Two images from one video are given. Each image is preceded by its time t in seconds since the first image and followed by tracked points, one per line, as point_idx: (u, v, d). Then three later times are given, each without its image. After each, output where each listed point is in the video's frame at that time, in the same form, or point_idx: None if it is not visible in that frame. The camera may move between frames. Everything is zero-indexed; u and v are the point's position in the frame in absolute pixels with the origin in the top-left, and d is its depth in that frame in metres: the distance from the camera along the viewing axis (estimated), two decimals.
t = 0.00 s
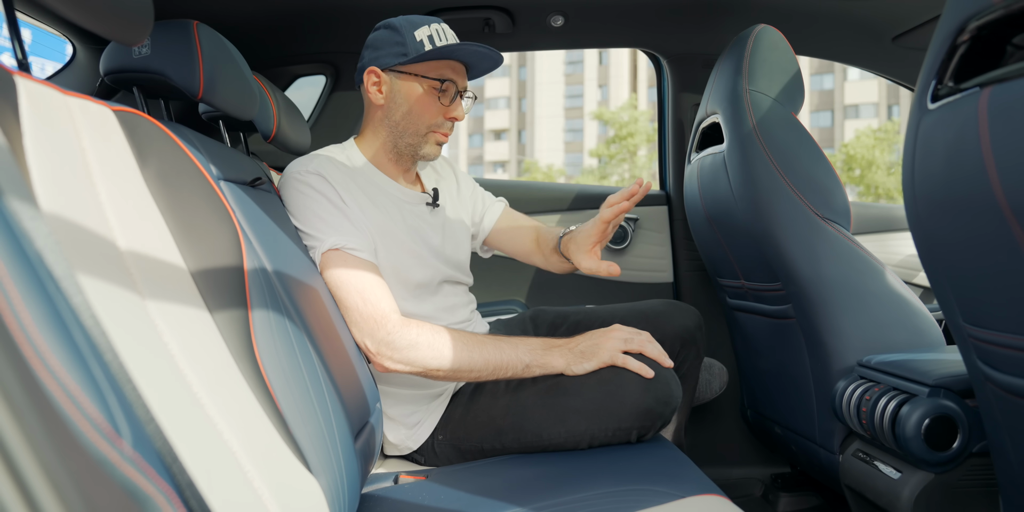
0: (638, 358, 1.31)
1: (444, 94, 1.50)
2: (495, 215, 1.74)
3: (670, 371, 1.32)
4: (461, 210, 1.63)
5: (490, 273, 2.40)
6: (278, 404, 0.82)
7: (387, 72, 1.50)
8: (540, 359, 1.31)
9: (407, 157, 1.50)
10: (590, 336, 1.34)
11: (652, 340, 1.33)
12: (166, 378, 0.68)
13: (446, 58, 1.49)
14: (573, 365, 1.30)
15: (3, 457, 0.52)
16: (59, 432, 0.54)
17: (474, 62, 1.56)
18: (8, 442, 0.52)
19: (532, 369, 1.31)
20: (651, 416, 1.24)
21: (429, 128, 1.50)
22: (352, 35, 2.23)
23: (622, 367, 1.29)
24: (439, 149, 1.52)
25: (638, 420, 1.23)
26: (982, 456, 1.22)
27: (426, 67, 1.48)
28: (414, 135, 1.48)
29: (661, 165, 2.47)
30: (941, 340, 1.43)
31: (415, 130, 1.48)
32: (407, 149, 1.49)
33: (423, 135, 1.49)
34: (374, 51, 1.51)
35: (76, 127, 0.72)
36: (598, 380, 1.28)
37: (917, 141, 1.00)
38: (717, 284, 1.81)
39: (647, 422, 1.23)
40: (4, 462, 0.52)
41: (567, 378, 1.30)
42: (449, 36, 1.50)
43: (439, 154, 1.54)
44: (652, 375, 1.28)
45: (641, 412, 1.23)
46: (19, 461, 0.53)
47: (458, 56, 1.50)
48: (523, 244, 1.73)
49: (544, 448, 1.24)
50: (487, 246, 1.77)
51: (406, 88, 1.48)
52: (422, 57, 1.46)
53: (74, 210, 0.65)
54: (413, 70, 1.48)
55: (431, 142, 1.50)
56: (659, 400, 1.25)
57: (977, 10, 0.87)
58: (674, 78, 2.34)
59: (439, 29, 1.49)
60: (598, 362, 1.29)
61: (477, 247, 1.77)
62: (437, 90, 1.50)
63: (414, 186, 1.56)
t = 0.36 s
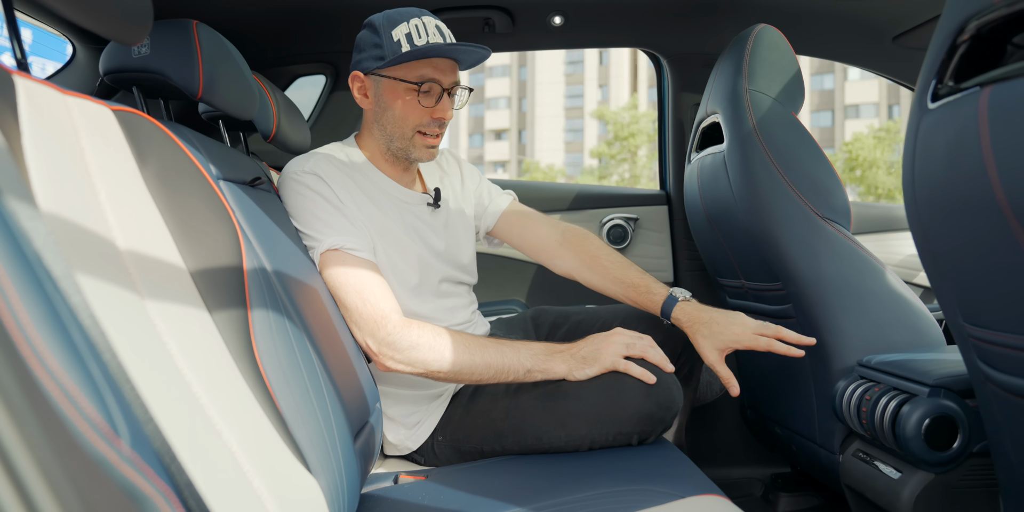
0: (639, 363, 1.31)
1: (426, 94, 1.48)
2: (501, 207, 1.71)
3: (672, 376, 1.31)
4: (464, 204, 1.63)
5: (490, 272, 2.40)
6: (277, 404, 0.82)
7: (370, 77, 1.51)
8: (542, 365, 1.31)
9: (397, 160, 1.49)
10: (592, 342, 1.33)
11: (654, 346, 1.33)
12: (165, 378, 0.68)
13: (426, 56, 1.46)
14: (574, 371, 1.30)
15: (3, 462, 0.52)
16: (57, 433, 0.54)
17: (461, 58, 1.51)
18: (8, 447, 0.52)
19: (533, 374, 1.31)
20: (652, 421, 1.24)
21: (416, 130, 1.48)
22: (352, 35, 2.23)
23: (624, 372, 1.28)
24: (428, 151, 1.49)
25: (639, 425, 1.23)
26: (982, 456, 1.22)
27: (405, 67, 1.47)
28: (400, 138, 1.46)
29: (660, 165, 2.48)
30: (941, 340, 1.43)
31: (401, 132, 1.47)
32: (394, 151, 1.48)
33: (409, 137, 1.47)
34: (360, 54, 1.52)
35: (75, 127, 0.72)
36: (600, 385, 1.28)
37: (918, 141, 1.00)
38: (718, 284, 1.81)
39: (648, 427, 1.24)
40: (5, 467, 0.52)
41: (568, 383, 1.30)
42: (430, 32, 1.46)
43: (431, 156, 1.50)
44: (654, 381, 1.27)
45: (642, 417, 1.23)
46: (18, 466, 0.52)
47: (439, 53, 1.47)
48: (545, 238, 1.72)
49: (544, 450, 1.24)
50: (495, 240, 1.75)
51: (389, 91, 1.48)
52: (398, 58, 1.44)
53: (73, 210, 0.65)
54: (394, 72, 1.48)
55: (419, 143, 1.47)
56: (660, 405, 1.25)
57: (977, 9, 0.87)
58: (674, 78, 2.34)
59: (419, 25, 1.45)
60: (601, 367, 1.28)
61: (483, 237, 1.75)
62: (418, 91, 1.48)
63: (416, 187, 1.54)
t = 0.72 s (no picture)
0: (638, 361, 1.31)
1: (446, 99, 1.50)
2: (499, 203, 1.72)
3: (671, 373, 1.32)
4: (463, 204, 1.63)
5: (490, 272, 2.40)
6: (278, 405, 0.82)
7: (389, 73, 1.49)
8: (541, 362, 1.31)
9: (405, 159, 1.49)
10: (590, 339, 1.33)
11: (652, 343, 1.32)
12: (165, 378, 0.68)
13: (453, 63, 1.48)
14: (573, 368, 1.30)
15: (3, 466, 0.52)
16: (55, 432, 0.54)
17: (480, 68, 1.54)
18: (9, 451, 0.53)
19: (532, 372, 1.31)
20: (651, 418, 1.24)
21: (429, 132, 1.49)
22: (352, 35, 2.23)
23: (622, 369, 1.28)
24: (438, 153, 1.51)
25: (637, 423, 1.23)
26: (982, 456, 1.21)
27: (432, 71, 1.47)
28: (414, 138, 1.48)
29: (661, 165, 2.47)
30: (941, 340, 1.43)
31: (415, 133, 1.48)
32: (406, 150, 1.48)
33: (422, 139, 1.49)
34: (378, 48, 1.50)
35: (75, 126, 0.72)
36: (599, 382, 1.28)
37: (917, 141, 1.00)
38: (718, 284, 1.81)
39: (647, 424, 1.24)
40: (5, 472, 0.53)
41: (567, 381, 1.30)
42: (453, 41, 1.49)
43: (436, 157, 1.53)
44: (652, 377, 1.27)
45: (642, 414, 1.23)
46: (19, 469, 0.53)
47: (466, 63, 1.50)
48: (544, 230, 1.71)
49: (544, 450, 1.24)
50: (493, 238, 1.75)
51: (413, 91, 1.47)
52: (428, 61, 1.45)
53: (72, 210, 0.65)
54: (417, 73, 1.47)
55: (431, 146, 1.49)
56: (659, 402, 1.25)
57: (977, 9, 0.87)
58: (674, 78, 2.34)
59: (445, 34, 1.48)
60: (599, 364, 1.29)
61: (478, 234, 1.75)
62: (440, 94, 1.49)
63: (415, 187, 1.55)
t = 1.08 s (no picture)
0: (639, 361, 1.31)
1: (389, 90, 1.47)
2: (500, 211, 1.71)
3: (671, 373, 1.32)
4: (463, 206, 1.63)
5: (490, 272, 2.40)
6: (279, 406, 0.82)
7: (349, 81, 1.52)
8: (542, 362, 1.31)
9: (383, 159, 1.48)
10: (591, 339, 1.33)
11: (653, 344, 1.33)
12: (164, 378, 0.67)
13: (379, 52, 1.45)
14: (574, 368, 1.30)
15: (3, 463, 0.52)
16: (56, 432, 0.54)
17: (423, 50, 1.47)
18: (9, 447, 0.52)
19: (533, 373, 1.31)
20: (651, 419, 1.24)
21: (388, 129, 1.46)
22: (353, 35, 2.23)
23: (623, 370, 1.28)
24: (401, 148, 1.46)
25: (638, 423, 1.23)
26: (983, 456, 1.21)
27: (363, 66, 1.47)
28: (374, 136, 1.46)
29: (661, 165, 2.48)
30: (941, 340, 1.43)
31: (373, 132, 1.46)
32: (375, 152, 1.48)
33: (385, 138, 1.46)
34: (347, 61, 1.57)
35: (75, 126, 0.72)
36: (599, 382, 1.28)
37: (918, 141, 1.00)
38: (718, 284, 1.81)
39: (648, 424, 1.24)
40: (5, 469, 0.52)
41: (568, 381, 1.30)
42: (391, 27, 1.44)
43: (408, 154, 1.47)
44: (653, 378, 1.27)
45: (642, 414, 1.23)
46: (18, 466, 0.53)
47: (394, 47, 1.44)
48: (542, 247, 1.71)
49: (544, 450, 1.24)
50: (490, 246, 1.76)
51: (360, 92, 1.49)
52: (352, 58, 1.46)
53: (73, 210, 0.65)
54: (360, 73, 1.48)
55: (391, 142, 1.45)
56: (660, 402, 1.25)
57: (977, 9, 0.87)
58: (674, 78, 2.34)
59: (377, 22, 1.43)
60: (600, 365, 1.29)
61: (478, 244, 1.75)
62: (380, 89, 1.47)
63: (415, 187, 1.55)
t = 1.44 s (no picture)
0: (640, 362, 1.31)
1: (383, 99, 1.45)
2: (502, 211, 1.70)
3: (672, 373, 1.32)
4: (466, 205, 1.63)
5: (491, 272, 2.40)
6: (281, 406, 0.82)
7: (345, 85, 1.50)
8: (544, 363, 1.31)
9: (380, 163, 1.48)
10: (593, 339, 1.33)
11: (655, 344, 1.33)
12: (166, 378, 0.67)
13: (370, 62, 1.42)
14: (576, 369, 1.30)
15: (3, 457, 0.51)
16: (59, 432, 0.54)
17: (416, 59, 1.43)
18: (8, 441, 0.52)
19: (535, 373, 1.30)
20: (653, 419, 1.24)
21: (383, 136, 1.45)
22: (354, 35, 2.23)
23: (625, 370, 1.28)
24: (398, 155, 1.45)
25: (639, 423, 1.23)
26: (984, 456, 1.21)
27: (354, 74, 1.44)
28: (371, 143, 1.45)
29: (661, 165, 2.48)
30: (942, 340, 1.43)
31: (369, 138, 1.45)
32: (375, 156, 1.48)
33: (380, 145, 1.45)
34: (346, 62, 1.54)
35: (77, 126, 0.72)
36: (601, 383, 1.27)
37: (919, 141, 1.00)
38: (719, 284, 1.81)
39: (648, 425, 1.24)
40: (5, 463, 0.51)
41: (569, 382, 1.30)
42: (384, 34, 1.41)
43: (406, 160, 1.46)
44: (655, 378, 1.27)
45: (643, 415, 1.23)
46: (18, 460, 0.52)
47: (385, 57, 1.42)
48: (546, 242, 1.71)
49: (546, 450, 1.24)
50: (495, 242, 1.75)
51: (354, 98, 1.47)
52: (343, 67, 1.44)
53: (76, 210, 0.65)
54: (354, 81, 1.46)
55: (387, 148, 1.44)
56: (661, 403, 1.25)
57: (979, 9, 0.87)
58: (675, 78, 2.34)
59: (370, 28, 1.41)
60: (601, 365, 1.29)
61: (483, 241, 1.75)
62: (373, 98, 1.45)
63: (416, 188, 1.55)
